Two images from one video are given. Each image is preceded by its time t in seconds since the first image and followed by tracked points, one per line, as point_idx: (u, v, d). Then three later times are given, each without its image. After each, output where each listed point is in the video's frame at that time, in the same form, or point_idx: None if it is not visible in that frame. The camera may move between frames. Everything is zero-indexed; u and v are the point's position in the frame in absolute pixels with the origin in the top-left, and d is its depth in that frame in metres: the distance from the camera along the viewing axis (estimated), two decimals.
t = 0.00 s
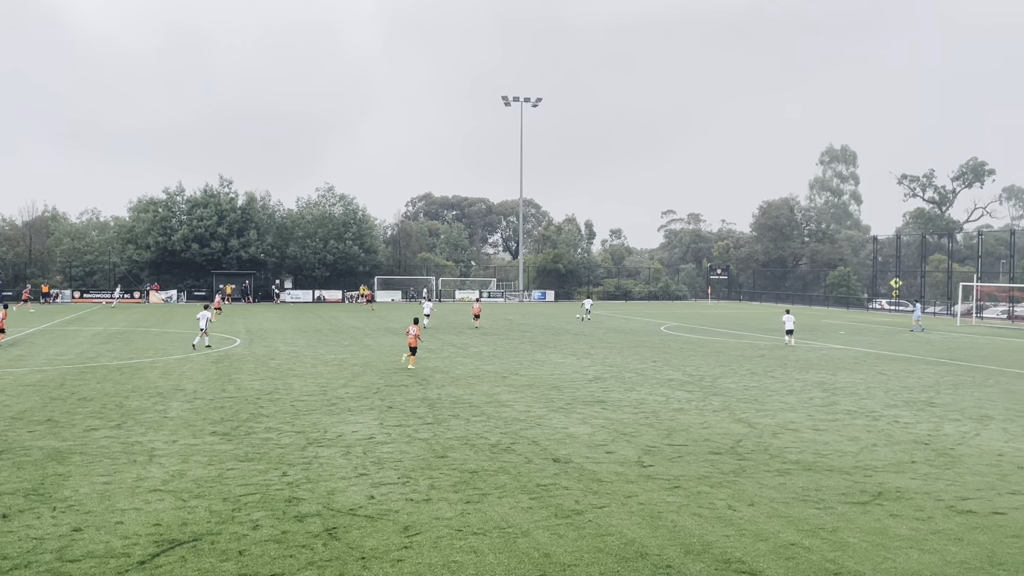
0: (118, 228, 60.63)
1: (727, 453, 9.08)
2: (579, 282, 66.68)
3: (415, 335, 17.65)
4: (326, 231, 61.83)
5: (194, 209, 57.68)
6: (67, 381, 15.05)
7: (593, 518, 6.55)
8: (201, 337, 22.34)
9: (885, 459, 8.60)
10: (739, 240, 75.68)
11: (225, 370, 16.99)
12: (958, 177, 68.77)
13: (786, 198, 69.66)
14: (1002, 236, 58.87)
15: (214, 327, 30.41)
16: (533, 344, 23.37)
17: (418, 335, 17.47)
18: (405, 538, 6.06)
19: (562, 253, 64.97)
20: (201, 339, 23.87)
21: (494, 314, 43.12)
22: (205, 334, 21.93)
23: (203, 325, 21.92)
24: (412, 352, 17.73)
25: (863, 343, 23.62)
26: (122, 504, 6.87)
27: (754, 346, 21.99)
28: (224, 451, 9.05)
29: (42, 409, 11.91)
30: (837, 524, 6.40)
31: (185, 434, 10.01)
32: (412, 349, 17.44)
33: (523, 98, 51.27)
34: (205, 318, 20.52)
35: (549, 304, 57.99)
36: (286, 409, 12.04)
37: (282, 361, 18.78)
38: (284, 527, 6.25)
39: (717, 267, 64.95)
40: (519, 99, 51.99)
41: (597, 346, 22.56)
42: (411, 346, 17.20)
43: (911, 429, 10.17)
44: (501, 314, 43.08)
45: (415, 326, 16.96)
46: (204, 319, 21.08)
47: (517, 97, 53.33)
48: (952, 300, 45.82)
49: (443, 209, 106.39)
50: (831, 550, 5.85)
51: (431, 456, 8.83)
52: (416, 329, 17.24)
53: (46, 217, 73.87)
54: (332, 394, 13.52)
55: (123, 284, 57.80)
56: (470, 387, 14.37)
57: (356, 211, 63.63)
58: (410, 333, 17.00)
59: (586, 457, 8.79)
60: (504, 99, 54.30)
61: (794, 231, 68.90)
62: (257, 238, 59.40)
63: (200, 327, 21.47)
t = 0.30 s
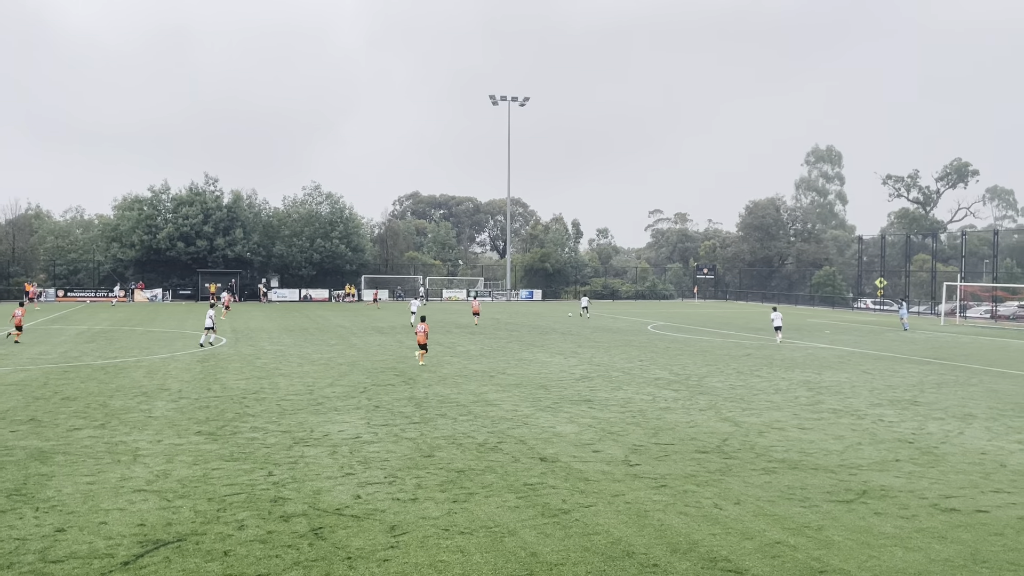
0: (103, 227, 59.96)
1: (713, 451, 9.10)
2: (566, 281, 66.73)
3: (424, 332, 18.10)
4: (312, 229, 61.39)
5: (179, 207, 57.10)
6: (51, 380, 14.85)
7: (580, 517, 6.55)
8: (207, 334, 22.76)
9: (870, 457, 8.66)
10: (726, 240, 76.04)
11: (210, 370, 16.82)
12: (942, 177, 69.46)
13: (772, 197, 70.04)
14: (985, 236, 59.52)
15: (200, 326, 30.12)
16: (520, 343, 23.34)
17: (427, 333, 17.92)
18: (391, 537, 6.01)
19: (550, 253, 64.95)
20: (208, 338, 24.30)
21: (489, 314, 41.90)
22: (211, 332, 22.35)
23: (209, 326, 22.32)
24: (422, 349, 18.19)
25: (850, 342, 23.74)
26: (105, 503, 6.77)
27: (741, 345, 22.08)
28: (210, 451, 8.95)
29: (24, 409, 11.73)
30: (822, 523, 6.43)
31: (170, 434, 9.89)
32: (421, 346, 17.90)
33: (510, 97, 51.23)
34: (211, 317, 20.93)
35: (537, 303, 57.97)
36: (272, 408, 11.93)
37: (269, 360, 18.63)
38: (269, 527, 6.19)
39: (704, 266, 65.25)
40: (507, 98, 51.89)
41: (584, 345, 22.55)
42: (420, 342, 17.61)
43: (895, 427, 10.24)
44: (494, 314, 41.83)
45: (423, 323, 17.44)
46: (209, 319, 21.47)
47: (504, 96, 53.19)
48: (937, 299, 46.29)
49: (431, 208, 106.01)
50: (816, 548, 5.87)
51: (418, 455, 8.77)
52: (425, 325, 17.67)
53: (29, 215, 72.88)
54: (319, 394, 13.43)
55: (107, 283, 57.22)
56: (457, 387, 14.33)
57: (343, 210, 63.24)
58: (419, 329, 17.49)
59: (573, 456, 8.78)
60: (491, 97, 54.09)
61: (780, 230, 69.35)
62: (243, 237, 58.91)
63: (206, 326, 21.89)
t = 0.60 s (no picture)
0: (93, 224, 59.49)
1: (704, 450, 9.11)
2: (557, 280, 66.74)
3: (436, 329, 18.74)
4: (304, 228, 61.10)
5: (169, 205, 56.70)
6: (40, 379, 14.70)
7: (571, 516, 6.53)
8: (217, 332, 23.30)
9: (860, 456, 8.70)
10: (717, 239, 76.31)
11: (201, 368, 16.70)
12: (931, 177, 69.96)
13: (763, 197, 70.30)
14: (974, 236, 60.00)
15: (190, 324, 29.97)
16: (512, 342, 23.33)
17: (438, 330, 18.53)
18: (383, 537, 5.97)
19: (541, 251, 64.94)
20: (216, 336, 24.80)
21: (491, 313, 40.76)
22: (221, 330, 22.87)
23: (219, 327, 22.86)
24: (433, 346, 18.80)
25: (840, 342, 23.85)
26: (95, 503, 6.70)
27: (732, 344, 22.14)
28: (200, 450, 8.88)
29: (12, 408, 11.60)
30: (813, 522, 6.45)
31: (159, 433, 9.81)
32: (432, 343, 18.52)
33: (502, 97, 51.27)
34: (224, 315, 21.48)
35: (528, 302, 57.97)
36: (263, 407, 11.86)
37: (260, 359, 18.53)
38: (259, 526, 6.14)
39: (695, 266, 65.45)
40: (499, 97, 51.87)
41: (576, 344, 22.57)
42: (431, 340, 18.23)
43: (885, 427, 10.29)
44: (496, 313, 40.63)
45: (435, 321, 18.07)
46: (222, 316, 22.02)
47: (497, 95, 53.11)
48: (927, 299, 46.63)
49: (423, 207, 105.78)
50: (806, 546, 5.88)
51: (410, 455, 8.74)
52: (437, 323, 18.26)
53: (17, 212, 72.22)
54: (310, 393, 13.38)
55: (97, 281, 56.86)
56: (448, 385, 14.30)
57: (334, 208, 62.97)
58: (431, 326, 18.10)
59: (564, 455, 8.77)
60: (483, 96, 53.96)
61: (771, 229, 69.66)
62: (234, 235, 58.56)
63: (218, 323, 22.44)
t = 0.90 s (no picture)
0: (87, 221, 59.18)
1: (699, 449, 9.13)
2: (553, 279, 66.70)
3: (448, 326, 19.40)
4: (298, 226, 60.92)
5: (163, 203, 56.45)
6: (33, 377, 14.62)
7: (566, 514, 6.53)
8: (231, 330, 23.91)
9: (854, 455, 8.74)
10: (713, 238, 76.42)
11: (195, 366, 16.65)
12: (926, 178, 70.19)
13: (758, 197, 70.46)
14: (967, 236, 60.29)
15: (185, 322, 29.88)
16: (507, 341, 23.31)
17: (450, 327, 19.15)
18: (377, 535, 5.96)
19: (537, 250, 64.93)
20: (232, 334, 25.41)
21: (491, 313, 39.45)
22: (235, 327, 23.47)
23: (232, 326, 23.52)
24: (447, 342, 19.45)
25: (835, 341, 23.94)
26: (89, 501, 6.67)
27: (727, 343, 22.17)
28: (194, 448, 8.85)
29: (4, 406, 11.53)
30: (807, 521, 6.46)
31: (153, 431, 9.76)
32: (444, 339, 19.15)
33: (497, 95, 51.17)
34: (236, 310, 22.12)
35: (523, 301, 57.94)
36: (258, 406, 11.84)
37: (254, 357, 18.48)
38: (254, 525, 6.12)
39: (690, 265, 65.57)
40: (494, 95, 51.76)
41: (571, 343, 22.59)
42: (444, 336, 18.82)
43: (879, 426, 10.33)
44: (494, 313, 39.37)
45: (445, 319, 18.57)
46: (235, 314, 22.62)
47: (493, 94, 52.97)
48: (921, 299, 46.86)
49: (418, 205, 105.62)
50: (801, 545, 5.89)
51: (405, 453, 8.73)
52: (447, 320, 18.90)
53: (10, 210, 71.82)
54: (304, 391, 13.34)
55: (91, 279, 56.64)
56: (444, 384, 14.28)
57: (329, 207, 62.80)
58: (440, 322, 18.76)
59: (559, 454, 8.77)
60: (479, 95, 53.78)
61: (766, 229, 69.86)
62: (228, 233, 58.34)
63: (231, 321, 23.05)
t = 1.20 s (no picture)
0: (84, 219, 59.06)
1: (697, 449, 9.14)
2: (551, 278, 66.62)
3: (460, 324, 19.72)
4: (296, 224, 60.84)
5: (161, 201, 56.33)
6: (30, 375, 14.58)
7: (564, 513, 6.53)
8: (246, 326, 24.48)
9: (852, 455, 8.74)
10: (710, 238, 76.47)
11: (193, 364, 16.62)
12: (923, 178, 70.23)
13: (756, 197, 70.54)
14: (964, 236, 60.44)
15: (182, 320, 29.85)
16: (505, 340, 23.29)
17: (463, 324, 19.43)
18: (375, 534, 5.96)
19: (535, 249, 64.89)
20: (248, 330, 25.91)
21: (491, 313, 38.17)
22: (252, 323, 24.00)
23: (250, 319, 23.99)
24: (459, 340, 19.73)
25: (832, 341, 24.02)
26: (86, 499, 6.66)
27: (724, 343, 22.20)
28: (192, 446, 8.84)
29: (1, 403, 11.50)
30: (805, 520, 6.47)
31: (151, 429, 9.74)
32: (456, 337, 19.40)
33: (496, 94, 51.11)
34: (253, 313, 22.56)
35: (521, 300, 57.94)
36: (256, 404, 11.83)
37: (252, 355, 18.47)
38: (252, 523, 6.11)
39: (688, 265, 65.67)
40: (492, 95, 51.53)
41: (569, 342, 22.60)
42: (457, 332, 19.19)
43: (877, 426, 10.34)
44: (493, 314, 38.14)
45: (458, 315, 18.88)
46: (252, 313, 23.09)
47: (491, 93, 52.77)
48: (918, 299, 46.93)
49: (416, 204, 105.52)
50: (798, 545, 5.90)
51: (402, 452, 8.73)
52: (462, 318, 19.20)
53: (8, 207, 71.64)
54: (302, 389, 13.33)
55: (88, 277, 56.56)
56: (442, 383, 14.27)
57: (327, 205, 62.70)
58: (453, 320, 18.99)
59: (557, 453, 8.77)
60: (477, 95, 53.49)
61: (764, 229, 69.97)
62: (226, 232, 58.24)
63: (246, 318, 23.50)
